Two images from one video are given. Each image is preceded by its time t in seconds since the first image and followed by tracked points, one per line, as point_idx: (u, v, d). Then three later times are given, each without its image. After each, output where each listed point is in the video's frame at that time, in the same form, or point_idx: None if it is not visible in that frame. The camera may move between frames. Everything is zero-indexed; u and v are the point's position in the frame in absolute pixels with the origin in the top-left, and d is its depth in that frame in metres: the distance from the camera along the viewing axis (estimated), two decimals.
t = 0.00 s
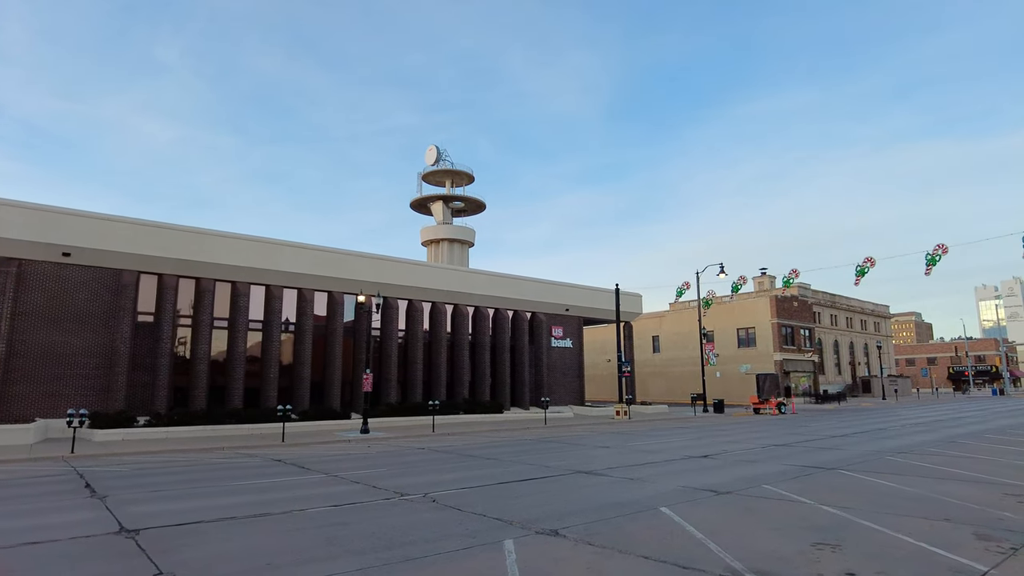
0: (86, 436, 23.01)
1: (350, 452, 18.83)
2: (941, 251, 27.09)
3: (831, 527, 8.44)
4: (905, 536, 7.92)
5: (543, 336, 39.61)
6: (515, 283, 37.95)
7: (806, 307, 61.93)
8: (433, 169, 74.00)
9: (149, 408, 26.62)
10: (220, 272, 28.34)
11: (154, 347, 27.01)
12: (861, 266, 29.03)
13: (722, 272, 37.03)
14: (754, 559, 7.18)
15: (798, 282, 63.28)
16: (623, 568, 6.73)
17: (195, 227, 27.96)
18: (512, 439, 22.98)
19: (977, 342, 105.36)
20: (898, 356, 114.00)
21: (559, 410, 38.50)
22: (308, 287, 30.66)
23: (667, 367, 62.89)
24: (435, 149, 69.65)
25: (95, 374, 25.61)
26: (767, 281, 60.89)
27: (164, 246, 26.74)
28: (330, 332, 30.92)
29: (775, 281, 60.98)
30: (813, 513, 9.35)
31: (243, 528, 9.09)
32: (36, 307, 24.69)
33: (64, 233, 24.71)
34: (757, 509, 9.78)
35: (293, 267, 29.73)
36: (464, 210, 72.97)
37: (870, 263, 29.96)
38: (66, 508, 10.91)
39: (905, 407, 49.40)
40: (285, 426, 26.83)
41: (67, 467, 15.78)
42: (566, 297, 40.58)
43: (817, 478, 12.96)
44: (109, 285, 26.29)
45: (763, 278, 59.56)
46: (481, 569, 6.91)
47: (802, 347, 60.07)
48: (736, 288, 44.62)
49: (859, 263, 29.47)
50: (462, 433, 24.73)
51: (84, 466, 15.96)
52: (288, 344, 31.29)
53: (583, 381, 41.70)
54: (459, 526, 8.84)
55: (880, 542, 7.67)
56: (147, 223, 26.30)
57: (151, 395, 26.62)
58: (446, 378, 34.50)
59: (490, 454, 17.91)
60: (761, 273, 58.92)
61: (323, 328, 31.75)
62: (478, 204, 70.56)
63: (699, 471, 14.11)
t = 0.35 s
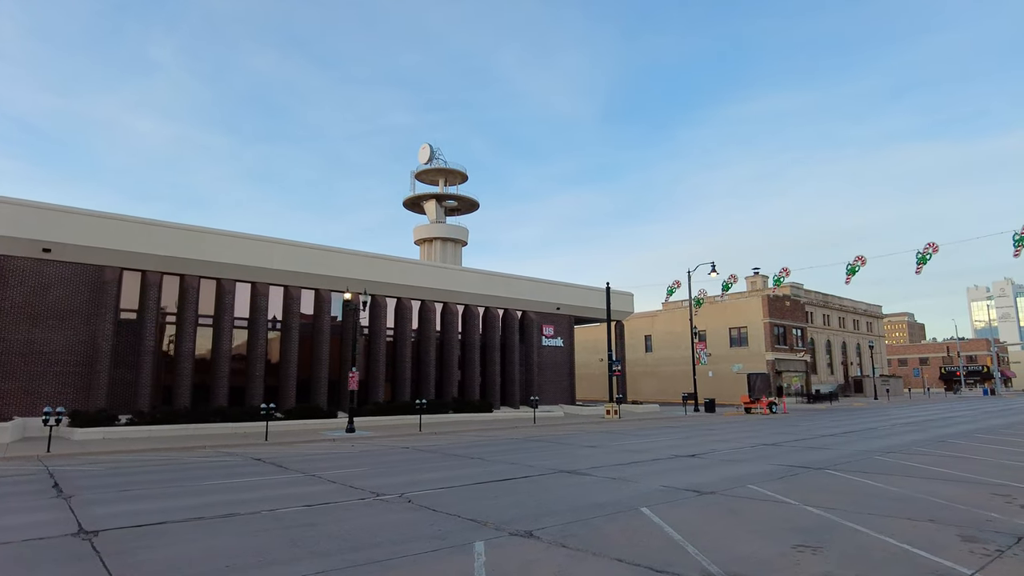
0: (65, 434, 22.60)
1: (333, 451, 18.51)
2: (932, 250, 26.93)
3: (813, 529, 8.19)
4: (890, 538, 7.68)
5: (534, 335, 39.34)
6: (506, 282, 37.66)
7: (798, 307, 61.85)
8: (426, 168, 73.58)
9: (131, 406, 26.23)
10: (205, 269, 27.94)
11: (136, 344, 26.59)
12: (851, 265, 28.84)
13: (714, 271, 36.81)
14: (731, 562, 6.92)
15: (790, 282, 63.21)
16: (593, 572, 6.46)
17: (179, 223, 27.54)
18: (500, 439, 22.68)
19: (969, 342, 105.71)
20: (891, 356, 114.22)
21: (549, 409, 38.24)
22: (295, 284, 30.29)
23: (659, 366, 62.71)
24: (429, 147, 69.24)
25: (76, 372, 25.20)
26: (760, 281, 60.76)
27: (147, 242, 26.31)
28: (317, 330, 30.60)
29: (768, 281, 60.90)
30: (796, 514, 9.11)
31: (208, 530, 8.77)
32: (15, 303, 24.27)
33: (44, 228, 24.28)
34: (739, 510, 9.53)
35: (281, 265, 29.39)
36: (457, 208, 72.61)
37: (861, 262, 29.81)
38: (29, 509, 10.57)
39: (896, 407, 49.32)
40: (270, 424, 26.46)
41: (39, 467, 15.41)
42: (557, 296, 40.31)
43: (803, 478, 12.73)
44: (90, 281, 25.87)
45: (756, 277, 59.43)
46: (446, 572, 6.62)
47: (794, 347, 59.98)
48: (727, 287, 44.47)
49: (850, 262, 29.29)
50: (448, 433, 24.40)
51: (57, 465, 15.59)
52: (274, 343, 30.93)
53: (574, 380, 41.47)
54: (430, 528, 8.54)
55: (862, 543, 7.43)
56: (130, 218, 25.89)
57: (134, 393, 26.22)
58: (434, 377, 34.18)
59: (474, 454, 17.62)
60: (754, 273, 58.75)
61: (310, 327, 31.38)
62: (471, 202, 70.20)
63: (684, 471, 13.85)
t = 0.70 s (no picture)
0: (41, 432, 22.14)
1: (312, 450, 18.18)
2: (922, 248, 26.78)
3: (795, 533, 7.92)
4: (872, 543, 7.43)
5: (523, 332, 39.05)
6: (495, 278, 37.31)
7: (789, 305, 61.81)
8: (418, 164, 73.07)
9: (111, 403, 25.78)
10: (188, 264, 27.49)
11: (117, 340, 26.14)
12: (841, 263, 28.67)
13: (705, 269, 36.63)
14: (707, 568, 6.65)
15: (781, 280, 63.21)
16: None
17: (161, 217, 27.06)
18: (484, 436, 22.43)
19: (958, 341, 106.28)
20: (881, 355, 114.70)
21: (538, 406, 38.01)
22: (279, 280, 29.88)
23: (650, 364, 62.62)
24: (420, 142, 68.72)
25: (54, 369, 24.73)
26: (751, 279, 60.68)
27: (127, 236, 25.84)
28: (303, 326, 30.24)
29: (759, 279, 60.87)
30: (777, 517, 8.85)
31: (168, 533, 8.42)
32: None
33: (21, 221, 23.77)
34: (720, 512, 9.28)
35: (266, 260, 28.96)
36: (449, 205, 72.16)
37: (851, 260, 29.66)
38: None
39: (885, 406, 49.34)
40: (252, 421, 26.09)
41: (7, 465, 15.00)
42: (547, 293, 40.04)
43: (787, 479, 12.52)
44: (69, 276, 25.39)
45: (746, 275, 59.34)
46: None
47: (784, 345, 59.95)
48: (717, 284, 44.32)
49: (840, 260, 29.14)
50: (433, 431, 24.09)
51: (27, 463, 15.19)
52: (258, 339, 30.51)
53: (564, 377, 41.26)
54: (398, 531, 8.23)
55: (844, 550, 7.18)
56: (111, 212, 25.39)
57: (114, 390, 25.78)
58: (422, 374, 33.86)
59: (457, 453, 17.34)
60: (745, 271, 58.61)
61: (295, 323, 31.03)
62: (463, 199, 69.78)
63: (667, 471, 13.58)
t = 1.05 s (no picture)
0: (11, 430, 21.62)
1: (287, 448, 17.81)
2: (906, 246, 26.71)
3: (771, 532, 7.71)
4: (849, 543, 7.20)
5: (508, 330, 38.78)
6: (479, 276, 37.00)
7: (775, 304, 61.97)
8: (405, 160, 72.51)
9: (85, 401, 25.23)
10: (165, 260, 27.01)
11: (91, 337, 25.60)
12: (826, 260, 28.59)
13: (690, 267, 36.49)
14: (676, 570, 6.41)
15: (767, 279, 63.35)
16: None
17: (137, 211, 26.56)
18: (465, 435, 22.12)
19: (942, 340, 107.29)
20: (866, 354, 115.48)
21: (522, 404, 37.77)
22: (259, 276, 29.44)
23: (636, 362, 62.59)
24: (407, 139, 68.20)
25: (25, 365, 24.16)
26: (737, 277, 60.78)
27: (102, 231, 25.34)
28: (283, 323, 29.84)
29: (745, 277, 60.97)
30: (754, 517, 8.62)
31: (119, 534, 8.05)
32: None
33: None
34: (695, 512, 9.06)
35: (245, 256, 28.50)
36: (436, 202, 71.68)
37: (835, 257, 29.62)
38: None
39: (870, 404, 49.53)
40: (230, 419, 25.65)
41: None
42: (532, 290, 39.75)
43: (767, 477, 12.32)
44: (41, 271, 24.81)
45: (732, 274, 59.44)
46: None
47: (770, 344, 60.11)
48: (702, 282, 44.26)
49: (824, 258, 29.08)
50: (414, 429, 23.75)
51: None
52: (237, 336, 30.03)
53: (549, 375, 41.04)
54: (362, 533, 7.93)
55: (819, 551, 6.94)
56: (85, 206, 24.88)
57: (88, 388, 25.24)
58: (405, 372, 33.53)
59: (435, 451, 17.04)
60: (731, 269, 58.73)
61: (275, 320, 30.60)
62: (450, 196, 69.32)
63: (646, 469, 13.33)
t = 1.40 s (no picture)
0: None
1: (272, 450, 17.48)
2: (901, 245, 26.43)
3: (760, 541, 7.41)
4: (841, 552, 6.91)
5: (501, 329, 38.47)
6: (471, 275, 36.67)
7: (769, 303, 61.81)
8: (399, 159, 72.03)
9: (69, 402, 24.81)
10: (151, 258, 26.62)
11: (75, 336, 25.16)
12: (820, 259, 28.34)
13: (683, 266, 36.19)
14: None
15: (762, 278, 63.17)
16: None
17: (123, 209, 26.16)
18: (455, 436, 21.81)
19: (937, 339, 107.46)
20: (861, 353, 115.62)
21: (515, 404, 37.48)
22: (248, 274, 29.07)
23: (630, 361, 62.39)
24: (401, 137, 67.84)
25: (7, 366, 23.72)
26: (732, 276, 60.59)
27: (88, 229, 24.94)
28: (272, 323, 29.50)
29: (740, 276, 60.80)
30: (742, 523, 8.33)
31: (82, 544, 7.71)
32: None
33: None
34: (683, 518, 8.76)
35: (233, 254, 28.10)
36: (431, 200, 71.21)
37: (829, 256, 29.36)
38: None
39: (864, 404, 49.36)
40: (217, 420, 25.28)
41: None
42: (525, 289, 39.43)
43: (758, 481, 12.04)
44: (23, 269, 24.32)
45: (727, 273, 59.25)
46: None
47: (764, 343, 59.94)
48: (696, 281, 43.99)
49: (818, 256, 28.82)
50: (404, 430, 23.44)
51: None
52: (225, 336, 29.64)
53: (542, 374, 40.76)
54: (334, 541, 7.60)
55: (809, 560, 6.66)
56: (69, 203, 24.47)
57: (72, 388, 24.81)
58: (396, 372, 33.20)
59: (422, 453, 16.73)
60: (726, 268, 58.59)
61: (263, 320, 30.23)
62: (445, 194, 68.88)
63: (635, 472, 13.04)
